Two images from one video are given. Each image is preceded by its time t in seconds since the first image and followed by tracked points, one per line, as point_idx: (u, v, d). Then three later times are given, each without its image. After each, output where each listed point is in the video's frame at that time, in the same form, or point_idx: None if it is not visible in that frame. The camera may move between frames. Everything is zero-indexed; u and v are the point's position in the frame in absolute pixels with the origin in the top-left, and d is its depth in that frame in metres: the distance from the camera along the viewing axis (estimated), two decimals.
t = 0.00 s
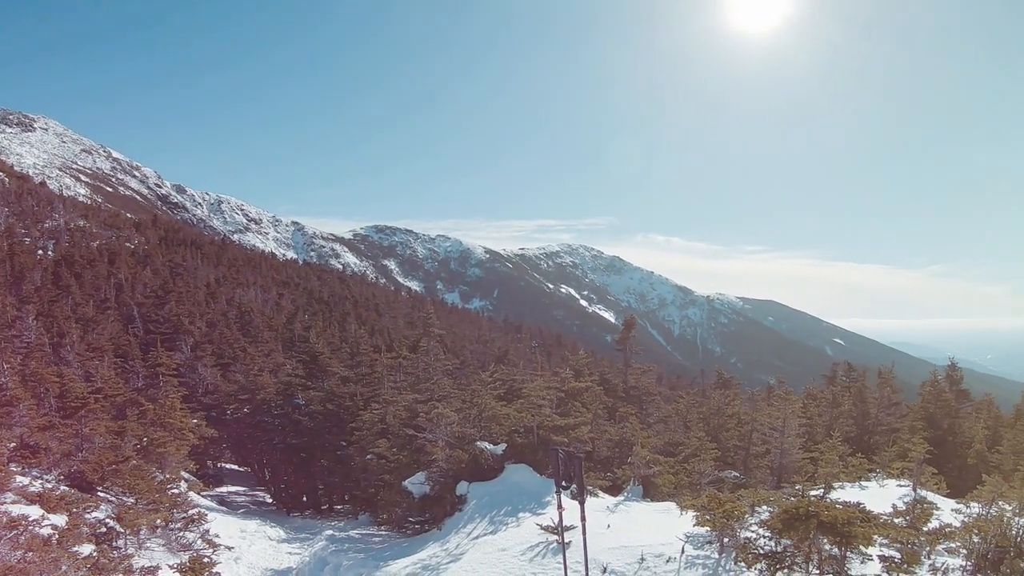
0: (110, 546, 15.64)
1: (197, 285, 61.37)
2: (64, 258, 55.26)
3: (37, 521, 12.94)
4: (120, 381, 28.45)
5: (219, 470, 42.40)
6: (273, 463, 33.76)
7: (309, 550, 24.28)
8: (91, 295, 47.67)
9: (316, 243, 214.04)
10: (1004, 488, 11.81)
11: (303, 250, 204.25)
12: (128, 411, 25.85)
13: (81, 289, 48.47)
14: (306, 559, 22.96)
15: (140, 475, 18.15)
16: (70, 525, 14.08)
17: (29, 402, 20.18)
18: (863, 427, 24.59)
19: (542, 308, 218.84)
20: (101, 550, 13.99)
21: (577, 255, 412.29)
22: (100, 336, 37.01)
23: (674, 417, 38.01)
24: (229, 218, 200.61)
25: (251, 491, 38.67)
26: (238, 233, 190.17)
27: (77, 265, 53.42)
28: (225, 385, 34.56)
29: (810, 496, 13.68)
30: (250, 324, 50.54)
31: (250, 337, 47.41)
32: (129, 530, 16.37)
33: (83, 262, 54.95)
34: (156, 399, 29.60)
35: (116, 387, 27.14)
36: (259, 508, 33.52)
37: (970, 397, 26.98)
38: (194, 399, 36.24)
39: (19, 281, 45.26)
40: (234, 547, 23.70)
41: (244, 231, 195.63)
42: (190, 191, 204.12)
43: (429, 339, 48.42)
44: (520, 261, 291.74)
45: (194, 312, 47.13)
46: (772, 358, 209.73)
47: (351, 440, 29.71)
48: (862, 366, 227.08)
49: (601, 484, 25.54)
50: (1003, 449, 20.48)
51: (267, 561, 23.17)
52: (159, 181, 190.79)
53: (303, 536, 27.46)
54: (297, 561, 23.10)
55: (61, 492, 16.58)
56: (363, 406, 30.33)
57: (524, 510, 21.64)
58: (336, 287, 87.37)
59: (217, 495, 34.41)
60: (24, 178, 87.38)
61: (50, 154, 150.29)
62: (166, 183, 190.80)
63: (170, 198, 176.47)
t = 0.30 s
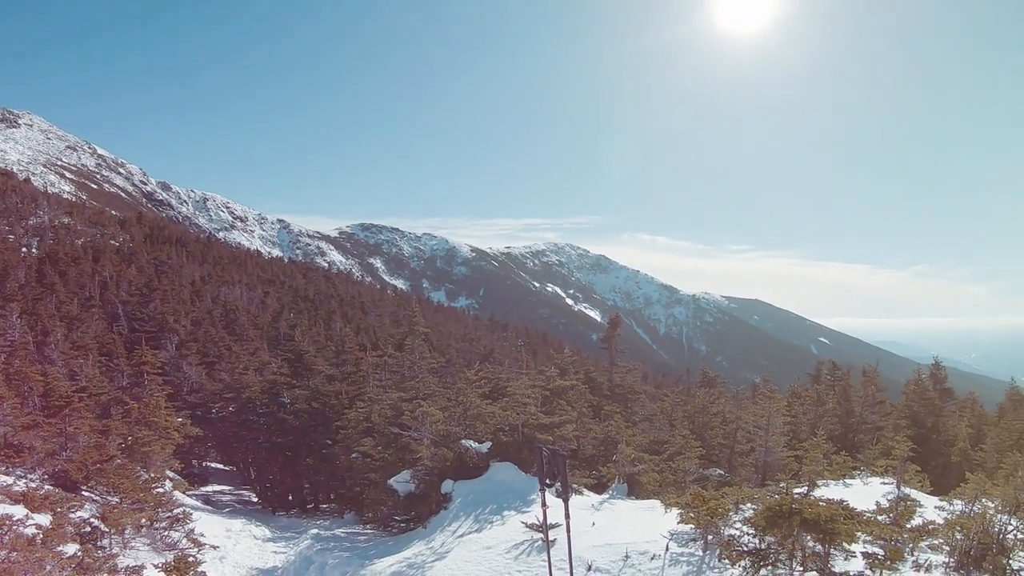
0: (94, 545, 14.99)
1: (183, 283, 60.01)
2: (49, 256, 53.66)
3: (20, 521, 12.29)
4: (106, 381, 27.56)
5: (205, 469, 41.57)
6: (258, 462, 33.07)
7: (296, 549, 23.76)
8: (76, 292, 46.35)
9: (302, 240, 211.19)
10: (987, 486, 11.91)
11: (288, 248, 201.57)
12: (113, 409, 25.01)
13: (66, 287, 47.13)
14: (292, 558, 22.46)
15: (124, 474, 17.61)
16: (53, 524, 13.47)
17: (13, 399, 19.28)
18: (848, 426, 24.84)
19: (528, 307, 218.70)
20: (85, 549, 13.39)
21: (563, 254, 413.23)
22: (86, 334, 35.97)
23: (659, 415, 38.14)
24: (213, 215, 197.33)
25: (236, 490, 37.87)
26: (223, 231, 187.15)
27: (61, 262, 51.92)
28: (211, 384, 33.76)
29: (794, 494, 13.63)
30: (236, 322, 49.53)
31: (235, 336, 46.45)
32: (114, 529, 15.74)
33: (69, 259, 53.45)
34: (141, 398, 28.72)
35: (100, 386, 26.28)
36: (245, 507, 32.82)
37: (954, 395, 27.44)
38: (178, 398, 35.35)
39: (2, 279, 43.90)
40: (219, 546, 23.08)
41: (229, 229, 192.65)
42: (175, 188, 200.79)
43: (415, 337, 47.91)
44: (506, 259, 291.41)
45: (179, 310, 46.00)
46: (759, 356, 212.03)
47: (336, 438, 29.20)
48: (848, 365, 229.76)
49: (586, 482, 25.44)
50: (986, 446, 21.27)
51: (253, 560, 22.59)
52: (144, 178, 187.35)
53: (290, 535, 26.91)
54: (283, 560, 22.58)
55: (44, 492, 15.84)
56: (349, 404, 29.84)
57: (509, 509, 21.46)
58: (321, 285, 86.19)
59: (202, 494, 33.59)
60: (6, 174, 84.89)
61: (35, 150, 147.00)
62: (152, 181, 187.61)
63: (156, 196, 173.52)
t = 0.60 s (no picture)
0: (78, 544, 14.43)
1: (167, 280, 58.65)
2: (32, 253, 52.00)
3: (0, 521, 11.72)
4: (89, 380, 26.64)
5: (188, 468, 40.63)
6: (242, 460, 32.36)
7: (280, 548, 23.27)
8: (59, 290, 44.97)
9: (287, 237, 208.04)
10: (969, 483, 11.98)
11: (274, 246, 198.56)
12: (98, 407, 24.01)
13: (50, 285, 45.79)
14: (277, 556, 21.98)
15: (108, 474, 16.87)
16: (37, 521, 12.84)
17: None
18: (832, 424, 25.07)
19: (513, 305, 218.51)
20: (68, 550, 12.83)
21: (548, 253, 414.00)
22: (69, 333, 34.86)
23: (643, 414, 38.23)
24: (198, 212, 193.99)
25: (219, 490, 37.06)
26: (208, 228, 183.99)
27: (46, 260, 50.43)
28: (195, 382, 32.96)
29: (776, 491, 13.59)
30: (220, 320, 48.52)
31: (220, 334, 45.49)
32: (98, 529, 15.16)
33: (53, 256, 51.88)
34: (125, 396, 27.88)
35: (84, 384, 25.43)
36: (228, 506, 32.10)
37: (937, 393, 27.82)
38: (162, 396, 34.45)
39: None
40: (203, 546, 22.49)
41: (214, 226, 189.56)
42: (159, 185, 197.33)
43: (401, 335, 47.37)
44: (492, 258, 290.66)
45: (163, 308, 44.90)
46: (742, 356, 214.65)
47: (321, 437, 28.67)
48: (830, 365, 233.40)
49: (570, 480, 25.33)
50: (968, 444, 21.60)
51: (237, 559, 22.04)
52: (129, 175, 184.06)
53: (275, 534, 26.37)
54: (267, 559, 22.08)
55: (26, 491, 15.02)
56: (333, 403, 29.33)
57: (493, 507, 21.24)
58: (306, 283, 84.88)
59: (184, 493, 32.78)
60: None
61: (20, 147, 143.80)
62: (137, 178, 184.37)
63: (141, 192, 170.40)
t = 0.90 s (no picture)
0: (61, 544, 13.88)
1: (151, 278, 57.09)
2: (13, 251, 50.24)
3: None
4: (74, 379, 25.70)
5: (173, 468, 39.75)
6: (226, 459, 31.64)
7: (266, 547, 22.79)
8: (42, 288, 43.53)
9: (272, 235, 204.89)
10: (952, 480, 12.09)
11: (258, 244, 195.44)
12: (82, 407, 23.05)
13: (33, 283, 44.35)
14: (262, 555, 21.49)
15: (93, 474, 16.18)
16: (20, 522, 12.26)
17: None
18: (817, 422, 25.30)
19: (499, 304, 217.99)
20: (51, 551, 12.28)
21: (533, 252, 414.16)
22: (52, 331, 33.73)
23: (628, 412, 38.25)
24: (183, 210, 190.42)
25: (204, 489, 36.27)
26: (194, 226, 180.66)
27: (29, 258, 48.83)
28: (180, 380, 32.09)
29: (761, 489, 13.56)
30: (205, 319, 47.42)
31: (205, 332, 44.45)
32: (83, 528, 14.63)
33: (36, 254, 50.26)
34: (109, 396, 27.01)
35: (69, 383, 24.56)
36: (215, 505, 31.40)
37: (922, 391, 28.19)
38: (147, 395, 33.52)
39: None
40: (188, 545, 21.93)
41: (200, 224, 186.38)
42: (143, 182, 193.45)
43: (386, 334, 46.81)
44: (477, 256, 289.81)
45: (148, 306, 43.75)
46: (726, 354, 217.17)
47: (305, 436, 28.13)
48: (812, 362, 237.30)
49: (555, 478, 25.18)
50: (952, 442, 21.96)
51: (223, 558, 21.51)
52: (113, 173, 180.51)
53: (260, 533, 25.82)
54: (253, 558, 21.57)
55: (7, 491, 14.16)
56: (318, 401, 28.79)
57: (477, 505, 21.00)
58: (291, 281, 83.53)
59: (169, 492, 32.02)
60: None
61: None
62: (120, 176, 180.67)
63: (125, 190, 166.95)
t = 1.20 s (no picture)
0: (46, 545, 13.38)
1: (136, 276, 55.43)
2: None
3: None
4: (56, 378, 24.71)
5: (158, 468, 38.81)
6: (211, 458, 30.88)
7: (251, 546, 22.26)
8: (25, 286, 42.08)
9: (258, 233, 201.49)
10: (935, 477, 12.17)
11: (243, 242, 192.01)
12: (65, 407, 22.11)
13: (14, 281, 42.86)
14: (246, 555, 20.96)
15: (78, 474, 15.46)
16: (3, 523, 11.67)
17: None
18: (802, 419, 25.50)
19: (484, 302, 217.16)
20: (34, 552, 11.69)
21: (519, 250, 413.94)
22: (35, 330, 32.55)
23: (613, 409, 38.23)
24: (168, 208, 186.68)
25: (190, 488, 35.43)
26: (179, 224, 177.12)
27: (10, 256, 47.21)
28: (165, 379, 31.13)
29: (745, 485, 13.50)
30: (190, 317, 46.33)
31: (190, 331, 43.36)
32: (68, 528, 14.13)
33: (17, 252, 48.61)
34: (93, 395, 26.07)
35: (52, 382, 23.63)
36: (201, 504, 30.60)
37: (904, 389, 28.61)
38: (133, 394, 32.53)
39: None
40: (175, 544, 21.33)
41: (184, 222, 182.76)
42: (127, 179, 189.31)
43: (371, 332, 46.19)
44: (463, 254, 288.70)
45: (132, 305, 42.59)
46: (710, 352, 219.41)
47: (291, 435, 27.58)
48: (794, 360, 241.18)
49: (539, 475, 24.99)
50: (936, 439, 22.29)
51: (210, 559, 20.92)
52: (98, 171, 176.65)
53: (247, 532, 25.23)
54: (238, 557, 21.02)
55: None
56: (303, 400, 28.23)
57: (462, 503, 20.76)
58: (276, 279, 82.14)
59: (155, 492, 31.18)
60: None
61: None
62: (104, 174, 176.76)
63: (110, 188, 163.45)
